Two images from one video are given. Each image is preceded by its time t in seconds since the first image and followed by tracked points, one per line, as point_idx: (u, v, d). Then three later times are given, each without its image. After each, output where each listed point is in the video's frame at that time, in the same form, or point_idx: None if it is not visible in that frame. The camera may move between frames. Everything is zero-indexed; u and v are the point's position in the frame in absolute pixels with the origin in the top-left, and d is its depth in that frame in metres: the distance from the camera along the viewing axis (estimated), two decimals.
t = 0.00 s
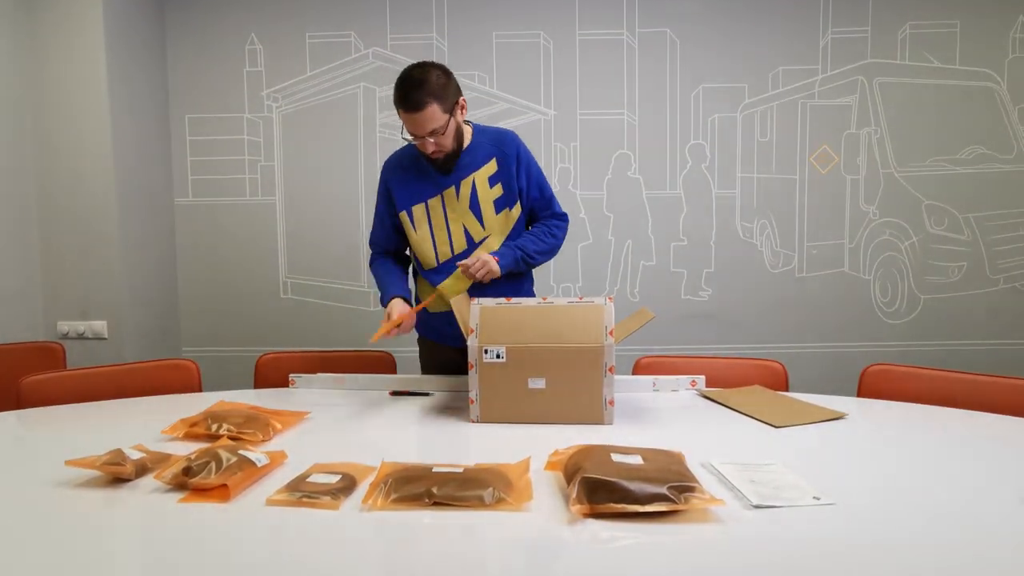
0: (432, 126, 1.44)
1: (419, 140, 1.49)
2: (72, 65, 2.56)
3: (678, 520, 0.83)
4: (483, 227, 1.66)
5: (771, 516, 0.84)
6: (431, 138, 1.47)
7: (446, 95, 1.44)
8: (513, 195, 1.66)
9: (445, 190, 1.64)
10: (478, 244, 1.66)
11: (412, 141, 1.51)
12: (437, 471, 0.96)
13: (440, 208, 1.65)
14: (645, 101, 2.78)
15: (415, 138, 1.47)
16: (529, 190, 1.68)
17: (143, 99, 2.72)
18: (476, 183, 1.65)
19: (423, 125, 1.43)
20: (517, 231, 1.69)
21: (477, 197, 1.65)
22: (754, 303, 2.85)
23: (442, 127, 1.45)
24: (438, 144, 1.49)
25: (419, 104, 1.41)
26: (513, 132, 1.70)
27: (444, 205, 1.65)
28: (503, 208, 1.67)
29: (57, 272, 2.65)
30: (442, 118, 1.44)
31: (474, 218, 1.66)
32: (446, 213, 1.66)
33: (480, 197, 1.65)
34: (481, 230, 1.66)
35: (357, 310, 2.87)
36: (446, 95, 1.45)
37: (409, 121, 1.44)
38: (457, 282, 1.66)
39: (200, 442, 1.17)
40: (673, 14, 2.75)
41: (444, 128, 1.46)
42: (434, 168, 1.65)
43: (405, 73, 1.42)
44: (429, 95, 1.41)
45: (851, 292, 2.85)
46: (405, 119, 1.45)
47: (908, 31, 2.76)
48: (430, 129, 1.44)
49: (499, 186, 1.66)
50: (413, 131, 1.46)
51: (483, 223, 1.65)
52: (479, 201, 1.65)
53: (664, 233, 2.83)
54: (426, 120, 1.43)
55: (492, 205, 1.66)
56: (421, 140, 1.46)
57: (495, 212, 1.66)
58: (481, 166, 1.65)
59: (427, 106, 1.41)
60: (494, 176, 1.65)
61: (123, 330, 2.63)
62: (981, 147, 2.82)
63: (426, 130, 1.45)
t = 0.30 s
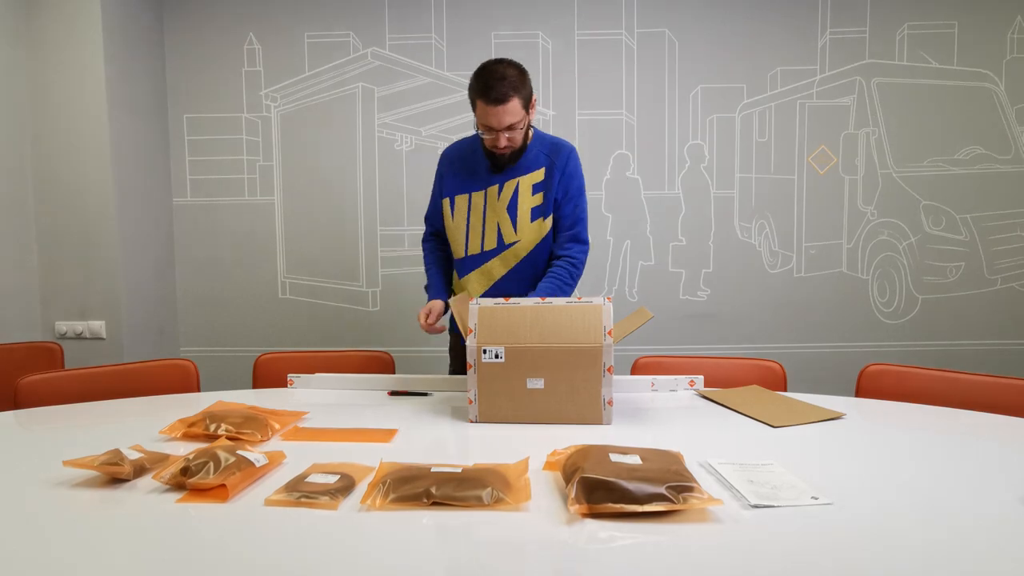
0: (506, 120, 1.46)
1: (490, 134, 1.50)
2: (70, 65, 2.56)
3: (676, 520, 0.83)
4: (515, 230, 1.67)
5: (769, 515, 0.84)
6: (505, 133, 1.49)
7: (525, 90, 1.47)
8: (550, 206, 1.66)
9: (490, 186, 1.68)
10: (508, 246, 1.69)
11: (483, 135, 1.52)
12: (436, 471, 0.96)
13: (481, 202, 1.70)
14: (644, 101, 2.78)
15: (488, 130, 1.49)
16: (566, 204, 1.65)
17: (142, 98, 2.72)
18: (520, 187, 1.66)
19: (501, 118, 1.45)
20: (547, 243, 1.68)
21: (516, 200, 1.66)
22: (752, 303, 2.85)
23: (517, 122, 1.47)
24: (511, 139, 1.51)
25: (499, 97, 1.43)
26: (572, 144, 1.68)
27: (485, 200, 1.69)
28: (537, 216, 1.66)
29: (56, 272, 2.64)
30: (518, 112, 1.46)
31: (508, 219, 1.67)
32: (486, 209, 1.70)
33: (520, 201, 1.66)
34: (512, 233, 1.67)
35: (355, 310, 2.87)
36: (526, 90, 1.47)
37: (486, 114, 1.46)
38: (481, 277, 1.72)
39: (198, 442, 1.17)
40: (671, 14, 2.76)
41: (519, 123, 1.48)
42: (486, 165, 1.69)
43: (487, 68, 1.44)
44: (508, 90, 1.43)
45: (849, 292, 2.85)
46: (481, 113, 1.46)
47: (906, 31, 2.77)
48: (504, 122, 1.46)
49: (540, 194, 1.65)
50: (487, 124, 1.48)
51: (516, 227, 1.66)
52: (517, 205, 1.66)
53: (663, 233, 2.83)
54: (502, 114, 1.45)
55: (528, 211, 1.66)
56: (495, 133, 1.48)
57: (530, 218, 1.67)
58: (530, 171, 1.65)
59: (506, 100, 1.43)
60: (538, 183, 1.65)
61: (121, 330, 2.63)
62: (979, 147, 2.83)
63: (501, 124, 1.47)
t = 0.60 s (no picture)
0: (432, 124, 1.38)
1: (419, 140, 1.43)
2: (71, 65, 2.56)
3: (676, 520, 0.83)
4: (497, 227, 1.66)
5: (769, 516, 0.85)
6: (432, 139, 1.41)
7: (448, 94, 1.38)
8: (522, 191, 1.69)
9: (457, 194, 1.59)
10: (494, 244, 1.66)
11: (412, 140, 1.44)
12: (436, 471, 0.96)
13: (452, 214, 1.60)
14: (644, 102, 2.78)
15: (416, 137, 1.41)
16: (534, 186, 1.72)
17: (142, 99, 2.72)
18: (487, 184, 1.64)
19: (425, 122, 1.37)
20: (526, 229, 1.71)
21: (490, 198, 1.64)
22: (753, 304, 2.85)
23: (444, 126, 1.38)
24: (439, 146, 1.43)
25: (418, 101, 1.34)
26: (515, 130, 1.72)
27: (456, 210, 1.60)
28: (514, 206, 1.68)
29: (56, 273, 2.64)
30: (443, 117, 1.38)
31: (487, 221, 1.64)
32: (460, 218, 1.61)
33: (493, 197, 1.64)
34: (496, 231, 1.66)
35: (355, 311, 2.87)
36: (448, 94, 1.39)
37: (409, 119, 1.37)
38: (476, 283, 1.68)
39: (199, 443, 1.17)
40: (671, 15, 2.76)
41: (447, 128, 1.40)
42: (444, 172, 1.58)
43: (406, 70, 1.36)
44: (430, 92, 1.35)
45: (849, 293, 2.85)
46: (405, 119, 1.38)
47: (906, 32, 2.77)
48: (431, 127, 1.38)
49: (508, 184, 1.66)
50: (411, 130, 1.39)
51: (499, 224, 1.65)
52: (491, 201, 1.64)
53: (663, 233, 2.83)
54: (426, 117, 1.37)
55: (503, 204, 1.66)
56: (422, 138, 1.40)
57: (507, 210, 1.67)
58: (489, 167, 1.63)
59: (427, 103, 1.35)
60: (502, 175, 1.66)
61: (121, 331, 2.63)
62: (980, 148, 2.83)
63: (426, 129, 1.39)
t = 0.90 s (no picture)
0: (554, 122, 1.47)
1: (535, 133, 1.52)
2: (70, 64, 2.56)
3: (675, 520, 0.83)
4: (538, 235, 1.70)
5: (768, 515, 0.85)
6: (551, 135, 1.51)
7: (578, 95, 1.48)
8: (575, 219, 1.69)
9: (522, 187, 1.70)
10: (531, 247, 1.72)
11: (529, 134, 1.54)
12: (436, 471, 0.96)
13: (512, 200, 1.72)
14: (643, 101, 2.78)
15: (535, 131, 1.51)
16: (592, 220, 1.69)
17: (141, 99, 2.72)
18: (548, 196, 1.68)
19: (549, 119, 1.47)
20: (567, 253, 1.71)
21: (543, 208, 1.69)
22: (752, 304, 2.85)
23: (564, 124, 1.48)
24: (554, 141, 1.53)
25: (550, 99, 1.45)
26: (611, 168, 1.71)
27: (516, 199, 1.72)
28: (563, 227, 1.69)
29: (55, 272, 2.64)
30: (567, 117, 1.48)
31: (534, 222, 1.70)
32: (515, 209, 1.72)
33: (547, 210, 1.69)
34: (535, 238, 1.70)
35: (354, 310, 2.87)
36: (579, 96, 1.49)
37: (535, 111, 1.48)
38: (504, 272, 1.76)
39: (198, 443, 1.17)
40: (671, 15, 2.76)
41: (567, 128, 1.50)
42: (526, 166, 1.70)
43: (545, 66, 1.47)
44: (561, 92, 1.44)
45: (848, 293, 2.85)
46: (531, 110, 1.49)
47: (906, 32, 2.77)
48: (550, 124, 1.47)
49: (568, 207, 1.68)
50: (533, 122, 1.50)
51: (540, 233, 1.69)
52: (544, 210, 1.69)
53: (663, 233, 2.83)
54: (552, 114, 1.47)
55: (553, 221, 1.69)
56: (541, 132, 1.50)
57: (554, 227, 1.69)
58: (562, 181, 1.67)
59: (557, 102, 1.45)
60: (568, 196, 1.68)
61: (120, 330, 2.63)
62: (978, 148, 2.83)
63: (547, 126, 1.49)
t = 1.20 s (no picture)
0: (582, 115, 1.50)
1: (562, 127, 1.54)
2: (71, 66, 2.56)
3: (676, 522, 0.83)
4: (576, 229, 1.69)
5: (769, 517, 0.85)
6: (578, 129, 1.52)
7: (604, 89, 1.51)
8: (613, 209, 1.71)
9: (555, 183, 1.69)
10: (566, 243, 1.70)
11: (555, 129, 1.56)
12: (436, 473, 0.96)
13: (544, 196, 1.70)
14: (643, 103, 2.78)
15: (562, 125, 1.53)
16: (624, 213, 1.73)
17: (143, 100, 2.73)
18: (584, 189, 1.69)
19: (577, 111, 1.49)
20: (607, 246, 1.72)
21: (580, 201, 1.69)
22: (753, 305, 2.85)
23: (591, 117, 1.50)
24: (580, 135, 1.54)
25: (579, 92, 1.48)
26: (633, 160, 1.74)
27: (549, 195, 1.70)
28: (602, 218, 1.70)
29: (56, 273, 2.64)
30: (593, 109, 1.50)
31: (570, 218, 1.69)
32: (549, 204, 1.70)
33: (584, 203, 1.69)
34: (574, 232, 1.69)
35: (355, 312, 2.87)
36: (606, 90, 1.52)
37: (563, 106, 1.50)
38: (503, 284, 1.74)
39: (198, 445, 1.17)
40: (671, 17, 2.76)
41: (593, 121, 1.52)
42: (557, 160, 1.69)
43: (568, 63, 1.50)
44: (588, 85, 1.47)
45: (849, 294, 2.85)
46: (558, 104, 1.51)
47: (906, 34, 2.77)
48: (578, 117, 1.50)
49: (604, 198, 1.69)
50: (560, 117, 1.52)
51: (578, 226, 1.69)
52: (582, 204, 1.69)
53: (663, 235, 2.83)
54: (579, 107, 1.49)
55: (592, 213, 1.70)
56: (568, 126, 1.52)
57: (592, 220, 1.70)
58: (595, 174, 1.68)
59: (585, 96, 1.48)
60: (601, 187, 1.69)
61: (121, 331, 2.63)
62: (979, 150, 2.83)
63: (573, 119, 1.51)
